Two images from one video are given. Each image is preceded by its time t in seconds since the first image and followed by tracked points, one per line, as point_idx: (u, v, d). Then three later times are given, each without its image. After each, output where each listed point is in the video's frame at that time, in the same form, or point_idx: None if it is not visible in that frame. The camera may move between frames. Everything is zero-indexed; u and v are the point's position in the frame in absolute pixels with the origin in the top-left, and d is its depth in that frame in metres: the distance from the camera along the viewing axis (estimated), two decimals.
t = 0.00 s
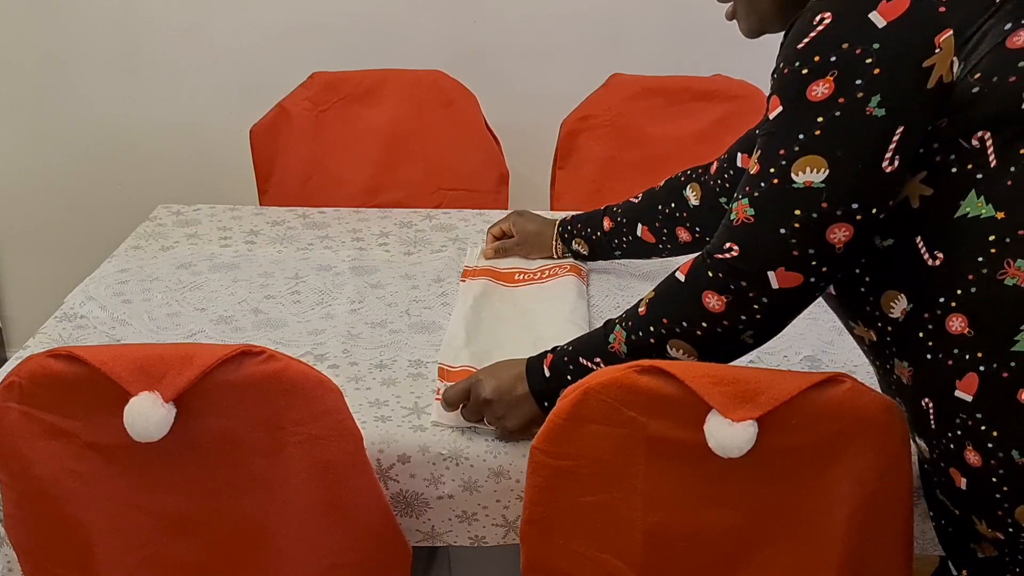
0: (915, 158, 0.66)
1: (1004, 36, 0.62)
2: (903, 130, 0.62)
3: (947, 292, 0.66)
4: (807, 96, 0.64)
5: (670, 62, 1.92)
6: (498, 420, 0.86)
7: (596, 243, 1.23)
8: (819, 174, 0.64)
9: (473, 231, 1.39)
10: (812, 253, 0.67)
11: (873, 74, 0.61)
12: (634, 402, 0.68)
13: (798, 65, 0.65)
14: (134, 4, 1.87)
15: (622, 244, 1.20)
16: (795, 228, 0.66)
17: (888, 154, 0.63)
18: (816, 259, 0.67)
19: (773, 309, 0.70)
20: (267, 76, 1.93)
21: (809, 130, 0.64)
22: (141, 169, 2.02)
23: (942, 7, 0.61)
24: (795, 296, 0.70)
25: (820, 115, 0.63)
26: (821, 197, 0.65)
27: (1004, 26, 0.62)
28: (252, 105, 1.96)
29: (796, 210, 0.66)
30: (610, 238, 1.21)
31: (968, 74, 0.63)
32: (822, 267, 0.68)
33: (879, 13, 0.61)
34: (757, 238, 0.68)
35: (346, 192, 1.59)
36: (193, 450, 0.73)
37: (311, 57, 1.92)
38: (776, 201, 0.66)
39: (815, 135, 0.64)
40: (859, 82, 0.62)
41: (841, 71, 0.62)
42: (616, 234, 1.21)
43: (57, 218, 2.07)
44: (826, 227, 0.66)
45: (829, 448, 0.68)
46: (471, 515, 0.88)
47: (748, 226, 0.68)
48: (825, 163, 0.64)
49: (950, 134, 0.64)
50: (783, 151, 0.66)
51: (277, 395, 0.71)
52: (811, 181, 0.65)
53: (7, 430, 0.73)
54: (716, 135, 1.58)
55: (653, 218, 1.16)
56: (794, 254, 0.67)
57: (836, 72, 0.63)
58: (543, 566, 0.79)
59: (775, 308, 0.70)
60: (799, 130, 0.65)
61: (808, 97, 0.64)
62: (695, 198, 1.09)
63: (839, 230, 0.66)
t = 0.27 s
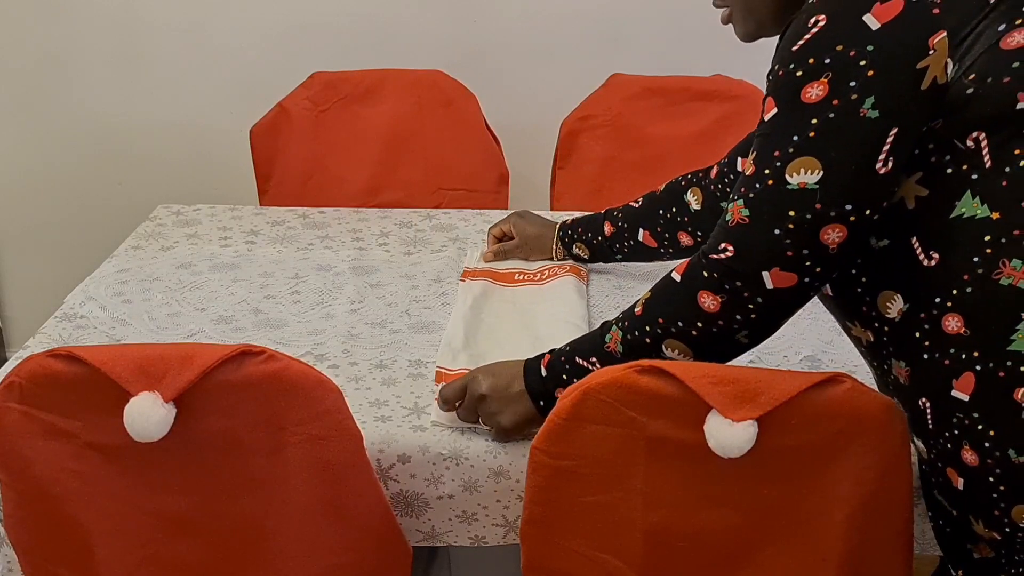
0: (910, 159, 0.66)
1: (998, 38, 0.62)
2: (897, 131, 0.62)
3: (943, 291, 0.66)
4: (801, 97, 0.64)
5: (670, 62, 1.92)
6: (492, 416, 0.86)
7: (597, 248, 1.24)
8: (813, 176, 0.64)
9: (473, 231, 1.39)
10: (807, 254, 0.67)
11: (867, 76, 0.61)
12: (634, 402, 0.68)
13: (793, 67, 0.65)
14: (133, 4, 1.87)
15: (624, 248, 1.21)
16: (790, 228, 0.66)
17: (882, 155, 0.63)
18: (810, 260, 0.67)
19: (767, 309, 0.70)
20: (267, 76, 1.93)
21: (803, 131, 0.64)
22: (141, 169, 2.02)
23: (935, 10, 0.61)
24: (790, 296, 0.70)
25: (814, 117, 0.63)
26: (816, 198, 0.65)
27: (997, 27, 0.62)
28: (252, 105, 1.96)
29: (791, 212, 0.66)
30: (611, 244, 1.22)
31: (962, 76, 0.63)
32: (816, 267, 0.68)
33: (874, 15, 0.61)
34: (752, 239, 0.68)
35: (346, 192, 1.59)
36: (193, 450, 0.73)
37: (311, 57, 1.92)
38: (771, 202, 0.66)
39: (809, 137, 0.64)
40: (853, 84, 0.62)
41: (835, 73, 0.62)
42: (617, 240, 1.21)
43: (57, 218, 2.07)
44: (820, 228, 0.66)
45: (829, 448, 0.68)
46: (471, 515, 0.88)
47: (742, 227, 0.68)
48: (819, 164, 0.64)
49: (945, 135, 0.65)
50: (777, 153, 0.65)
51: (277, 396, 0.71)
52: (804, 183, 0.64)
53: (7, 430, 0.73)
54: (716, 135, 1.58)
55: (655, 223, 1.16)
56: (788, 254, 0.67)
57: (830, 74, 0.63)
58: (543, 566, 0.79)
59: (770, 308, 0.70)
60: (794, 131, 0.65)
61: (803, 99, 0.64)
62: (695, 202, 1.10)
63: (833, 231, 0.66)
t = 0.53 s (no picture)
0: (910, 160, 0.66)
1: (998, 39, 0.61)
2: (898, 130, 0.62)
3: (943, 291, 0.66)
4: (801, 99, 0.64)
5: (670, 62, 1.92)
6: (486, 416, 0.85)
7: (598, 251, 1.23)
8: (813, 178, 0.64)
9: (473, 231, 1.39)
10: (806, 254, 0.67)
11: (867, 79, 0.61)
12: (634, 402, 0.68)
13: (793, 69, 0.64)
14: (133, 4, 1.87)
15: (625, 250, 1.21)
16: (789, 229, 0.66)
17: (882, 158, 0.63)
18: (809, 260, 0.67)
19: (766, 308, 0.70)
20: (267, 76, 1.93)
21: (803, 133, 0.64)
22: (141, 169, 2.02)
23: (934, 11, 0.61)
24: (789, 296, 0.70)
25: (814, 119, 0.63)
26: (815, 199, 0.65)
27: (997, 28, 0.62)
28: (252, 105, 1.96)
29: (790, 213, 0.66)
30: (612, 246, 1.22)
31: (962, 77, 0.62)
32: (815, 267, 0.68)
33: (874, 18, 0.61)
34: (751, 239, 0.68)
35: (346, 192, 1.59)
36: (193, 450, 0.73)
37: (311, 57, 1.92)
38: (771, 202, 0.66)
39: (809, 138, 0.64)
40: (853, 86, 0.62)
41: (835, 75, 0.62)
42: (618, 242, 1.21)
43: (57, 218, 2.07)
44: (819, 229, 0.66)
45: (829, 448, 0.68)
46: (471, 515, 0.88)
47: (742, 227, 0.68)
48: (820, 166, 0.64)
49: (944, 137, 0.65)
50: (778, 153, 0.65)
51: (278, 396, 0.71)
52: (804, 184, 0.64)
53: (7, 430, 0.73)
54: (716, 134, 1.58)
55: (655, 224, 1.16)
56: (787, 254, 0.67)
57: (830, 76, 0.62)
58: (542, 565, 0.79)
59: (769, 307, 0.70)
60: (794, 133, 0.64)
61: (803, 101, 0.64)
62: (694, 202, 1.10)
63: (833, 231, 0.66)
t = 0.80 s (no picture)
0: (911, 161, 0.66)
1: (1001, 40, 0.61)
2: (898, 134, 0.63)
3: (946, 292, 0.66)
4: (802, 99, 0.64)
5: (670, 62, 1.92)
6: (484, 420, 0.85)
7: (597, 253, 1.23)
8: (812, 178, 0.64)
9: (473, 231, 1.39)
10: (804, 253, 0.67)
11: (869, 80, 0.61)
12: (634, 402, 0.68)
13: (795, 70, 0.65)
14: (134, 4, 1.87)
15: (625, 252, 1.21)
16: (787, 228, 0.66)
17: (881, 159, 0.63)
18: (806, 259, 0.67)
19: (764, 307, 0.70)
20: (267, 76, 1.93)
21: (803, 133, 0.64)
22: (142, 169, 2.02)
23: (937, 13, 0.61)
24: (786, 294, 0.70)
25: (816, 119, 0.63)
26: (814, 199, 0.65)
27: (1000, 29, 0.61)
28: (253, 105, 1.96)
29: (788, 212, 0.66)
30: (612, 248, 1.22)
31: (965, 78, 0.62)
32: (813, 265, 0.68)
33: (876, 19, 0.61)
34: (748, 236, 0.68)
35: (346, 192, 1.59)
36: (192, 449, 0.73)
37: (311, 57, 1.92)
38: (770, 201, 0.66)
39: (810, 138, 0.64)
40: (855, 87, 0.62)
41: (836, 76, 0.62)
42: (617, 244, 1.21)
43: (57, 218, 2.07)
44: (818, 228, 0.66)
45: (829, 448, 0.68)
46: (471, 515, 0.88)
47: (741, 226, 0.68)
48: (819, 166, 0.64)
49: (947, 137, 0.65)
50: (778, 153, 0.65)
51: (278, 396, 0.71)
52: (804, 184, 0.65)
53: (7, 430, 0.73)
54: (715, 134, 1.58)
55: (653, 226, 1.16)
56: (784, 252, 0.67)
57: (832, 76, 0.63)
58: (542, 565, 0.79)
59: (765, 306, 0.70)
60: (795, 133, 0.64)
61: (805, 101, 0.64)
62: (692, 203, 1.10)
63: (831, 231, 0.66)
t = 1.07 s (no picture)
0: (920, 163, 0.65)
1: (1002, 41, 0.62)
2: (919, 138, 0.63)
3: (952, 295, 0.66)
4: (818, 110, 0.64)
5: (669, 62, 1.92)
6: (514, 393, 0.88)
7: (628, 255, 1.17)
8: (844, 192, 0.64)
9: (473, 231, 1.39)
10: (845, 270, 0.67)
11: (881, 85, 0.62)
12: (634, 402, 0.68)
13: (806, 80, 0.65)
14: (134, 4, 1.87)
15: (660, 259, 1.15)
16: (825, 247, 0.66)
17: (909, 164, 0.63)
18: (847, 276, 0.67)
19: (804, 328, 0.71)
20: (266, 76, 1.93)
21: (827, 146, 0.64)
22: (141, 169, 2.02)
23: (941, 14, 0.61)
24: (827, 314, 0.70)
25: (834, 130, 0.63)
26: (849, 213, 0.64)
27: (1001, 31, 0.62)
28: (252, 105, 1.96)
29: (826, 230, 0.65)
30: (646, 252, 1.15)
31: (967, 80, 0.63)
32: (854, 281, 0.68)
33: (882, 23, 0.62)
34: (786, 260, 0.67)
35: (346, 192, 1.59)
36: (192, 450, 0.73)
37: (310, 56, 1.92)
38: (803, 221, 0.66)
39: (834, 151, 0.64)
40: (870, 94, 0.62)
41: (851, 85, 0.62)
42: (654, 248, 1.14)
43: (57, 218, 2.07)
44: (859, 242, 0.65)
45: (828, 448, 0.68)
46: (471, 515, 0.88)
47: (775, 249, 0.68)
48: (849, 179, 0.64)
49: (949, 139, 0.64)
50: (802, 170, 0.65)
51: (277, 396, 0.71)
52: (835, 200, 0.64)
53: (7, 430, 0.73)
54: (716, 135, 1.58)
55: (699, 234, 1.10)
56: (825, 274, 0.67)
57: (846, 85, 0.63)
58: (543, 566, 0.79)
59: (805, 327, 0.71)
60: (816, 145, 0.64)
61: (821, 113, 0.64)
62: (741, 211, 1.06)
63: (871, 244, 0.66)
